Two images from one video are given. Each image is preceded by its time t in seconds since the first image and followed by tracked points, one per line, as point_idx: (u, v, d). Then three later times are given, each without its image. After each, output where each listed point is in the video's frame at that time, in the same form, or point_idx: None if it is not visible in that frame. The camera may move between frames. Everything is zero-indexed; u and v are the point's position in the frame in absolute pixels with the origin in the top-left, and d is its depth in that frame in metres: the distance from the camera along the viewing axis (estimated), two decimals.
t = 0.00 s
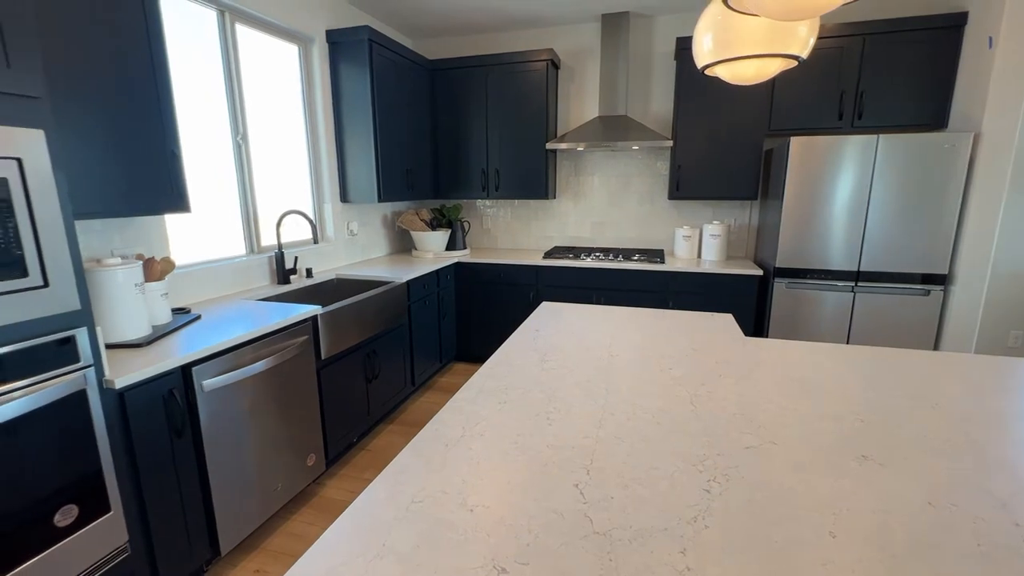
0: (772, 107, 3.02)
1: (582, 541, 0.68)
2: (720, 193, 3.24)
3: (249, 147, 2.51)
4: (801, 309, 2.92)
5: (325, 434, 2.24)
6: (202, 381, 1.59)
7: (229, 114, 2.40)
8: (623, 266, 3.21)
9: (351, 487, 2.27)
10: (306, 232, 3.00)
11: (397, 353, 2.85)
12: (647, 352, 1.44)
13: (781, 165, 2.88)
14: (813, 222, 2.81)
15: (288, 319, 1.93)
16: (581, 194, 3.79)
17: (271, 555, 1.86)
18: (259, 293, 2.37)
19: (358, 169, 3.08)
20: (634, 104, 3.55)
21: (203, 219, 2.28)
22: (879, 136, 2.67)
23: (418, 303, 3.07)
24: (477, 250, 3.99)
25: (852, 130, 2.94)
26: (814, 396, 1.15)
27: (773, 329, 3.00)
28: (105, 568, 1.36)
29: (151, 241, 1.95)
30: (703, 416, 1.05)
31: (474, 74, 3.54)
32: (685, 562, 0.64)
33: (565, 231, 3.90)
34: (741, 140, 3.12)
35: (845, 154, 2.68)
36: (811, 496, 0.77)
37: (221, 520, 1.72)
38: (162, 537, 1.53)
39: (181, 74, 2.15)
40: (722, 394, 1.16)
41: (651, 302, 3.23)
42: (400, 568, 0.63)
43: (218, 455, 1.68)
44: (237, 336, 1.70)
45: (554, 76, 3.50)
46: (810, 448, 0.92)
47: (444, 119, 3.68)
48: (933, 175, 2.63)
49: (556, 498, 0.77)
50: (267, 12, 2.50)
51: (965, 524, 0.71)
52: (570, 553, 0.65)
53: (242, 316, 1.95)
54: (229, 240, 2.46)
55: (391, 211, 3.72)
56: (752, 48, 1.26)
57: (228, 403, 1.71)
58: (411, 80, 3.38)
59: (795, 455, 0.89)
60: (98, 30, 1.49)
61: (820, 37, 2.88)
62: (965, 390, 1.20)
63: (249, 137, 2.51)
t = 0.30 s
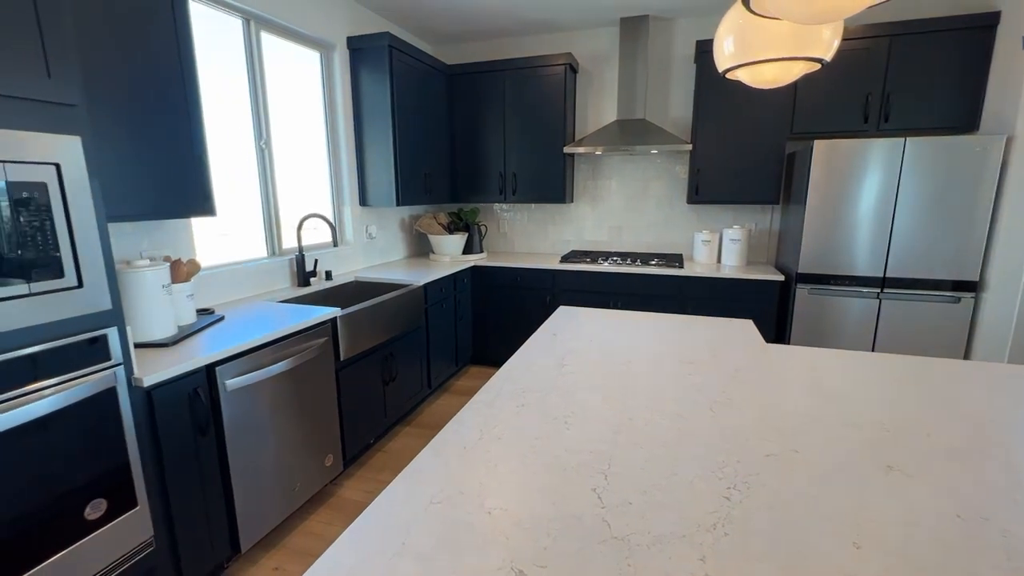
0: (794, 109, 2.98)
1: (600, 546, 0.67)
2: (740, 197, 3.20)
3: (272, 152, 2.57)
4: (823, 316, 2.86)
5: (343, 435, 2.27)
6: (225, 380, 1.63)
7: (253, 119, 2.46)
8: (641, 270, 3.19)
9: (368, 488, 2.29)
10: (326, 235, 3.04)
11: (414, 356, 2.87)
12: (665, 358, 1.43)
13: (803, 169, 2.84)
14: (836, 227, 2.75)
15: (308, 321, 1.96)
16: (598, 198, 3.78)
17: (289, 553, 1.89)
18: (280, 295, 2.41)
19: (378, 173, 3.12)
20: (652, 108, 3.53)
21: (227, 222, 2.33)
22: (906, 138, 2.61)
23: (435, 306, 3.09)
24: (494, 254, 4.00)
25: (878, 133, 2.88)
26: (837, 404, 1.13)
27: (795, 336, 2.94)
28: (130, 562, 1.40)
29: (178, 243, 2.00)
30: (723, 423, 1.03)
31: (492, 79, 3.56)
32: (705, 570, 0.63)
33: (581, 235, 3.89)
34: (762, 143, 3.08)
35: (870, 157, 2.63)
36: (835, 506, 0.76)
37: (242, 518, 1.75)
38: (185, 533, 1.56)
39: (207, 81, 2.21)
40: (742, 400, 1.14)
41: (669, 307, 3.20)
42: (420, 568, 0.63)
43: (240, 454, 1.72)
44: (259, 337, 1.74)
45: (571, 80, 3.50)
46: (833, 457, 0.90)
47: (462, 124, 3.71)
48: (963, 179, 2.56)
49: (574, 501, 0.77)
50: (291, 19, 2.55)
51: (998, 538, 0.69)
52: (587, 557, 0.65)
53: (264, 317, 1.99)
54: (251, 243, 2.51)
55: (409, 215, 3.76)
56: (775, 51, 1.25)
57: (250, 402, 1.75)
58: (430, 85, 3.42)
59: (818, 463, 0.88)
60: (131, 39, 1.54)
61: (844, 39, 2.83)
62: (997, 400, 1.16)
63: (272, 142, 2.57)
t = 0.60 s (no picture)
0: (821, 111, 2.92)
1: (620, 552, 0.67)
2: (764, 201, 3.14)
3: (297, 156, 2.63)
4: (851, 322, 2.79)
5: (363, 435, 2.30)
6: (250, 379, 1.67)
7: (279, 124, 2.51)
8: (662, 274, 3.15)
9: (386, 487, 2.31)
10: (349, 238, 3.09)
11: (433, 358, 2.89)
12: (686, 363, 1.41)
13: (830, 172, 2.77)
14: (865, 231, 2.68)
15: (330, 322, 2.00)
16: (619, 202, 3.76)
17: (310, 550, 1.92)
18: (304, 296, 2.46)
19: (399, 176, 3.15)
20: (674, 111, 3.49)
21: (254, 225, 2.39)
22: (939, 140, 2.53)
23: (454, 308, 3.11)
24: (513, 256, 4.01)
25: (910, 135, 2.79)
26: (866, 414, 1.09)
27: (821, 343, 2.87)
28: (159, 555, 1.44)
29: (207, 245, 2.06)
30: (747, 431, 1.01)
31: (513, 82, 3.58)
32: None
33: (601, 238, 3.87)
34: (787, 146, 3.02)
35: (901, 159, 2.55)
36: (864, 518, 0.74)
37: (265, 513, 1.79)
38: (212, 527, 1.60)
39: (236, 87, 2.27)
40: (766, 408, 1.12)
41: (690, 312, 3.16)
42: (440, 569, 0.64)
43: (263, 451, 1.76)
44: (283, 337, 1.77)
45: (593, 83, 3.49)
46: (862, 468, 0.87)
47: (482, 127, 3.73)
48: (1000, 182, 2.46)
49: (594, 506, 0.76)
50: (316, 26, 2.61)
51: None
52: (607, 562, 0.65)
53: (287, 317, 2.03)
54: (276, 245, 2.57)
55: (430, 217, 3.79)
56: (801, 53, 1.23)
57: (274, 401, 1.78)
58: (451, 89, 3.45)
59: (845, 474, 0.85)
60: (165, 49, 1.60)
61: (874, 38, 2.76)
62: None
63: (297, 146, 2.62)
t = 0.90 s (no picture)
0: (857, 112, 2.83)
1: (652, 562, 0.66)
2: (795, 204, 3.06)
3: (328, 160, 2.68)
4: (887, 330, 2.69)
5: (388, 435, 2.33)
6: (281, 378, 1.71)
7: (311, 129, 2.57)
8: (689, 278, 3.11)
9: (411, 488, 2.33)
10: (376, 240, 3.14)
11: (458, 360, 2.91)
12: (716, 370, 1.38)
13: (866, 174, 2.69)
14: (903, 236, 2.59)
15: (358, 323, 2.03)
16: (645, 205, 3.72)
17: (336, 548, 1.95)
18: (332, 297, 2.51)
19: (426, 180, 3.19)
20: (703, 113, 3.44)
21: (285, 227, 2.45)
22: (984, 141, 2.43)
23: (478, 311, 3.12)
24: (537, 259, 4.01)
25: (952, 136, 2.69)
26: (908, 426, 1.05)
27: (856, 350, 2.78)
28: (194, 547, 1.48)
29: (241, 246, 2.12)
30: (781, 441, 0.99)
31: (539, 86, 3.58)
32: None
33: (627, 241, 3.83)
34: (821, 148, 2.95)
35: (943, 161, 2.45)
36: (908, 535, 0.71)
37: (294, 510, 1.82)
38: (244, 522, 1.65)
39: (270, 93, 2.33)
40: (801, 418, 1.09)
41: (718, 317, 3.11)
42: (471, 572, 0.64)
43: (293, 449, 1.79)
44: (312, 338, 1.81)
45: (619, 85, 3.47)
46: (904, 483, 0.84)
47: (508, 130, 3.75)
48: None
49: (624, 514, 0.76)
50: (347, 33, 2.66)
51: None
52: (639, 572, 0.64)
53: (317, 318, 2.08)
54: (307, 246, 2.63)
55: (455, 220, 3.82)
56: (841, 54, 1.19)
57: (303, 400, 1.82)
58: (478, 93, 3.48)
59: (887, 489, 0.82)
60: (206, 58, 1.65)
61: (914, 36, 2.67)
62: None
63: (327, 150, 2.68)
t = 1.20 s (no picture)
0: (893, 112, 2.74)
1: (672, 569, 0.66)
2: (827, 208, 2.98)
3: (356, 164, 2.75)
4: (924, 339, 2.60)
5: (412, 435, 2.36)
6: (309, 377, 1.76)
7: (340, 134, 2.64)
8: (715, 283, 3.06)
9: (433, 487, 2.36)
10: (402, 242, 3.19)
11: (480, 361, 2.94)
12: (742, 377, 1.36)
13: (903, 177, 2.60)
14: (942, 241, 2.50)
15: (384, 324, 2.07)
16: (670, 208, 3.68)
17: (360, 543, 2.00)
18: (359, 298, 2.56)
19: (451, 183, 3.23)
20: (731, 114, 3.38)
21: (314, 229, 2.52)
22: None
23: (502, 313, 3.14)
24: (561, 262, 4.01)
25: (996, 137, 2.57)
26: (942, 439, 1.02)
27: (890, 360, 2.69)
28: (226, 538, 1.54)
29: (273, 248, 2.19)
30: (808, 451, 0.97)
31: (564, 89, 3.59)
32: None
33: (651, 245, 3.80)
34: (854, 150, 2.86)
35: (986, 164, 2.36)
36: (939, 551, 0.69)
37: (320, 505, 1.87)
38: (273, 515, 1.70)
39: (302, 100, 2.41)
40: (830, 428, 1.07)
41: (745, 322, 3.05)
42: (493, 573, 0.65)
43: (320, 445, 1.84)
44: (339, 338, 1.86)
45: (645, 87, 3.45)
46: (936, 498, 0.82)
47: (533, 133, 3.76)
48: None
49: (645, 521, 0.76)
50: (376, 40, 2.72)
51: None
52: None
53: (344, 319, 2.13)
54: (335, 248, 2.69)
55: (479, 223, 3.86)
56: (872, 58, 1.17)
57: (331, 398, 1.87)
58: (503, 97, 3.50)
59: (918, 503, 0.80)
60: (243, 67, 1.72)
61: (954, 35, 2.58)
62: None
63: (356, 155, 2.74)
